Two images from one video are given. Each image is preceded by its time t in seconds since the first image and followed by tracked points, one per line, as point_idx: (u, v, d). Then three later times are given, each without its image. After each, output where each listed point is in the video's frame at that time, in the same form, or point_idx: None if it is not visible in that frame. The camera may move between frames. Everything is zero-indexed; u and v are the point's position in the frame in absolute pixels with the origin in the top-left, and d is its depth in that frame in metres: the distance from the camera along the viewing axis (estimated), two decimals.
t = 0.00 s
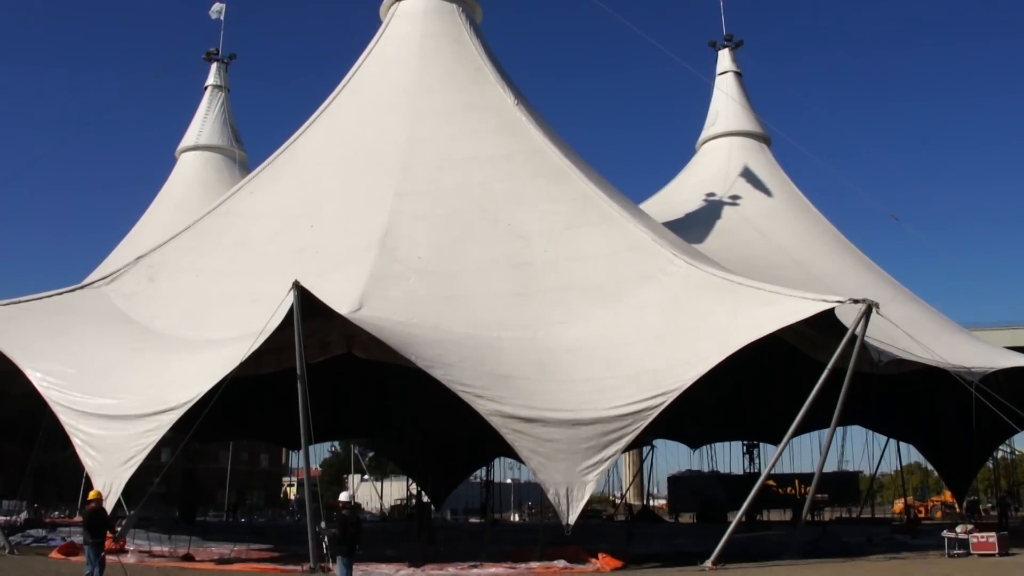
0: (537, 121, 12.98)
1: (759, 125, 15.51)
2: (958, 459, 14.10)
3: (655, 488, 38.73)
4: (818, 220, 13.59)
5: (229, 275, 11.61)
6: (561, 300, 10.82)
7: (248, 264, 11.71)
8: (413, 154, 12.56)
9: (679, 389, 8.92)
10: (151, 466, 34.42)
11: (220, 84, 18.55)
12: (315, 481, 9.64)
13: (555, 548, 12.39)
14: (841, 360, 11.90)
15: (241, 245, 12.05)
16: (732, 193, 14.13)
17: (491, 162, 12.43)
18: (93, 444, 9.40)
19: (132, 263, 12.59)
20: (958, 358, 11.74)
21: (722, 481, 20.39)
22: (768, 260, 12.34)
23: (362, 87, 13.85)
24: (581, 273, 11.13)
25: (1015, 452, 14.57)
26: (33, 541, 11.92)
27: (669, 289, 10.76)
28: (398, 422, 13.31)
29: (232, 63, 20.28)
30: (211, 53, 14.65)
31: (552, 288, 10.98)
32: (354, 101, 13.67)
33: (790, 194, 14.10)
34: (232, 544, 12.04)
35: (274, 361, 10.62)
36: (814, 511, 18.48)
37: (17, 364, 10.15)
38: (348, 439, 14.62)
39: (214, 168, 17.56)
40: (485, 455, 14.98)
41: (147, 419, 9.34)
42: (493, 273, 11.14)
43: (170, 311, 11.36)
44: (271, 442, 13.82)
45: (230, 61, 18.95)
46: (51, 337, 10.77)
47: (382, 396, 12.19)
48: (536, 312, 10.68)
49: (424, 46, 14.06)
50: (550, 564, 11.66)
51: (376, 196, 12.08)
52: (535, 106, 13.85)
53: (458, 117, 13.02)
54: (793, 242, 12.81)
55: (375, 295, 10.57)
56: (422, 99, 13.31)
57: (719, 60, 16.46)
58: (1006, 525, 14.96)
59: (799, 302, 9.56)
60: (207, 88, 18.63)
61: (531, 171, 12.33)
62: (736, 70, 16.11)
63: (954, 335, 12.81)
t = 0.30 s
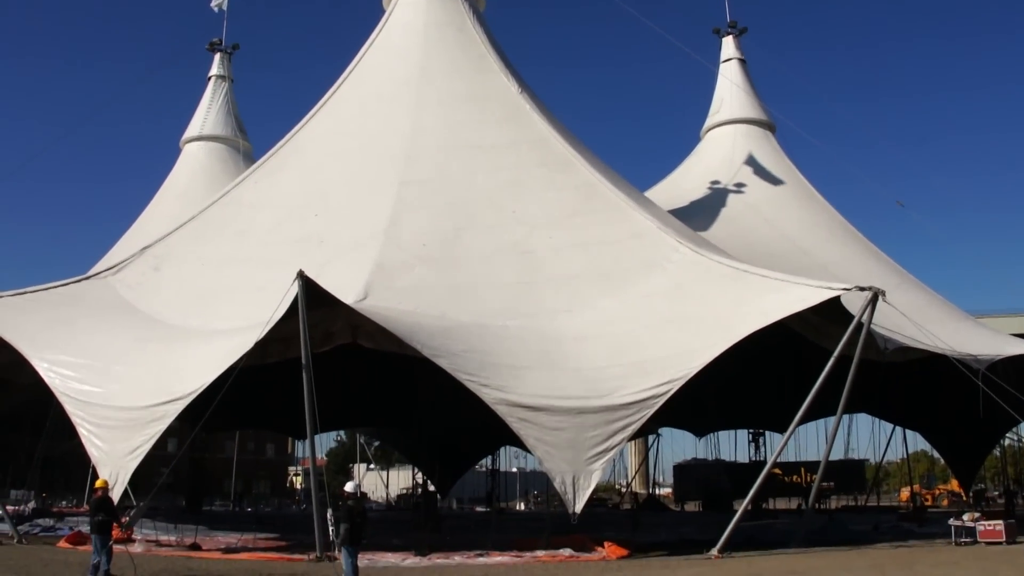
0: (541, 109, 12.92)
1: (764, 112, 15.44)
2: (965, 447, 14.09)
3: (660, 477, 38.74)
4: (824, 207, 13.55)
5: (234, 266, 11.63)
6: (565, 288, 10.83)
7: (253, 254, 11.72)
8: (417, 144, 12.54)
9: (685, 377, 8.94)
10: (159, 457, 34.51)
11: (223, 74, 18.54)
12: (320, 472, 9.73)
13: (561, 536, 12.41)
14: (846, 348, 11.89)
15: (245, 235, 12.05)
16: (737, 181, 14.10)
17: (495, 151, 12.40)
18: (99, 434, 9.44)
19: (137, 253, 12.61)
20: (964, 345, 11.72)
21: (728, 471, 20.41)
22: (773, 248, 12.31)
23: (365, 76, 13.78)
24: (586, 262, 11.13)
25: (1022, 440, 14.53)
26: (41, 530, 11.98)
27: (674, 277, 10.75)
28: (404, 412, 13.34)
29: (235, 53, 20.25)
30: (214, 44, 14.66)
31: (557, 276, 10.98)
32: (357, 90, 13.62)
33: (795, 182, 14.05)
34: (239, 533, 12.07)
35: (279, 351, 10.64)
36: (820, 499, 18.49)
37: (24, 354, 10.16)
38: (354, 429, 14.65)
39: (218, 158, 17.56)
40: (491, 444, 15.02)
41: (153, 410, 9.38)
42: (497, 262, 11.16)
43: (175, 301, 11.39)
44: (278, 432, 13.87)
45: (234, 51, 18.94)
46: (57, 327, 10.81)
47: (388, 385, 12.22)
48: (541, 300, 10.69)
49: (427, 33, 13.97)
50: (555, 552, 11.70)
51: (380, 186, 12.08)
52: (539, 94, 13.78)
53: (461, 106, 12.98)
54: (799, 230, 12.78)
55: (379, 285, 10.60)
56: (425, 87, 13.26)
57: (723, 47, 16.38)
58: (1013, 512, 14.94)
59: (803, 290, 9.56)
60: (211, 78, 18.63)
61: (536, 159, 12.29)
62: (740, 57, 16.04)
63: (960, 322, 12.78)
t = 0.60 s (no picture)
0: (553, 98, 12.87)
1: (778, 100, 15.34)
2: (983, 438, 13.98)
3: (675, 469, 38.65)
4: (839, 196, 13.45)
5: (247, 257, 11.65)
6: (579, 278, 10.81)
7: (266, 245, 11.74)
8: (430, 134, 12.53)
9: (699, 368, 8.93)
10: (173, 449, 34.60)
11: (236, 66, 18.56)
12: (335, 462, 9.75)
13: (576, 528, 12.39)
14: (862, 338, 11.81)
15: (258, 227, 12.07)
16: (750, 170, 14.02)
17: (508, 142, 12.36)
18: (114, 425, 9.51)
19: (150, 245, 12.65)
20: (981, 334, 11.63)
21: (745, 462, 20.34)
22: (787, 238, 12.25)
23: (377, 67, 13.74)
24: (599, 252, 11.10)
25: None
26: (58, 521, 12.05)
27: (687, 267, 10.71)
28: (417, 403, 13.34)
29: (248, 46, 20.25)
30: (227, 35, 14.66)
31: (571, 266, 10.96)
32: (370, 81, 13.59)
33: (809, 171, 13.96)
34: (254, 524, 12.10)
35: (293, 343, 10.66)
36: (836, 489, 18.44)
37: (39, 346, 10.31)
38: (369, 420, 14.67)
39: (231, 150, 17.59)
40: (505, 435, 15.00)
41: (166, 402, 9.41)
42: (511, 252, 11.15)
43: (189, 293, 11.42)
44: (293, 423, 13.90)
45: (247, 42, 18.96)
46: (72, 320, 10.90)
47: (402, 376, 12.22)
48: (554, 289, 10.68)
49: (439, 23, 13.89)
50: (570, 543, 11.68)
51: (393, 177, 12.08)
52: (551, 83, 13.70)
53: (473, 96, 12.95)
54: (813, 219, 12.70)
55: (393, 276, 10.63)
56: (437, 78, 13.23)
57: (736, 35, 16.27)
58: None
59: (818, 280, 9.51)
60: (223, 71, 18.65)
61: (548, 149, 12.25)
62: (754, 45, 15.93)
63: (977, 311, 12.68)
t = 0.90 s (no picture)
0: (572, 93, 12.83)
1: (797, 92, 15.27)
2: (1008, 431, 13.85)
3: (696, 464, 38.56)
4: (860, 188, 13.37)
5: (268, 253, 11.69)
6: (599, 272, 10.79)
7: (287, 241, 11.77)
8: (449, 130, 12.54)
9: (721, 360, 8.89)
10: (196, 445, 34.77)
11: (255, 63, 18.63)
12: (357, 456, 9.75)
13: (597, 523, 12.36)
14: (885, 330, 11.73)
15: (279, 223, 12.10)
16: (770, 162, 13.97)
17: (527, 136, 12.35)
18: (136, 421, 9.54)
19: (171, 242, 12.71)
20: (1005, 326, 11.53)
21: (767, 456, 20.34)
22: (808, 230, 12.19)
23: (396, 63, 13.75)
24: (619, 245, 11.07)
25: None
26: (82, 517, 12.12)
27: (708, 259, 10.67)
28: (438, 398, 13.33)
29: (268, 42, 20.31)
30: (246, 33, 14.73)
31: (591, 259, 10.94)
32: (388, 77, 13.61)
33: (830, 163, 13.88)
34: (276, 520, 12.12)
35: (314, 338, 10.66)
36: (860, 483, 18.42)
37: (62, 343, 10.37)
38: (390, 415, 14.69)
39: (251, 147, 17.65)
40: (526, 430, 14.97)
41: (189, 397, 9.43)
42: (531, 246, 11.14)
43: (210, 289, 11.46)
44: (314, 419, 13.94)
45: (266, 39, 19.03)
46: (95, 317, 10.96)
47: (424, 372, 12.23)
48: (575, 283, 10.67)
49: (457, 18, 13.89)
50: (593, 538, 11.64)
51: (412, 172, 12.10)
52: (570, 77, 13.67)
53: (492, 91, 12.94)
54: (834, 211, 12.63)
55: (413, 271, 10.65)
56: (456, 74, 13.23)
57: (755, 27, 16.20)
58: None
59: (840, 272, 9.46)
60: (242, 68, 18.72)
61: (567, 143, 12.23)
62: (773, 37, 15.85)
63: (1001, 303, 12.57)
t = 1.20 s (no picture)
0: (594, 91, 12.81)
1: (820, 88, 15.19)
2: None
3: (719, 463, 38.56)
4: (884, 185, 13.28)
5: (291, 253, 11.71)
6: (623, 270, 10.76)
7: (310, 241, 11.80)
8: (471, 129, 12.54)
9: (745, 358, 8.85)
10: (220, 445, 34.98)
11: (277, 65, 18.68)
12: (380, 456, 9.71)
13: (621, 522, 12.32)
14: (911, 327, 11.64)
15: (302, 223, 12.12)
16: (793, 159, 13.90)
17: (549, 135, 12.33)
18: (161, 421, 9.57)
19: (195, 243, 12.76)
20: None
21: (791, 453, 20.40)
22: (832, 227, 12.13)
23: (417, 63, 13.76)
24: (643, 243, 11.04)
25: None
26: (108, 517, 12.19)
27: (733, 257, 10.63)
28: (461, 398, 13.33)
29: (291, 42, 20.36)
30: (268, 34, 14.79)
31: (614, 257, 10.92)
32: (410, 77, 13.62)
33: (854, 160, 13.79)
34: (300, 519, 12.14)
35: (337, 338, 10.66)
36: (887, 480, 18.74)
37: (87, 344, 10.43)
38: (414, 415, 14.70)
39: (274, 147, 17.72)
40: (549, 430, 14.94)
41: (213, 397, 9.45)
42: (554, 245, 11.12)
43: (233, 289, 11.50)
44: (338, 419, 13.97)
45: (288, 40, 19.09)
46: (119, 317, 11.02)
47: (447, 371, 12.22)
48: (598, 281, 10.65)
49: (478, 18, 13.88)
50: (617, 538, 11.61)
51: (435, 172, 12.11)
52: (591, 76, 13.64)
53: (514, 90, 12.93)
54: (858, 208, 12.56)
55: (436, 271, 10.66)
56: (478, 73, 13.23)
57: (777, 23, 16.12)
58: None
59: (865, 270, 9.40)
60: (265, 69, 18.78)
61: (590, 142, 12.21)
62: (795, 33, 15.78)
63: None
